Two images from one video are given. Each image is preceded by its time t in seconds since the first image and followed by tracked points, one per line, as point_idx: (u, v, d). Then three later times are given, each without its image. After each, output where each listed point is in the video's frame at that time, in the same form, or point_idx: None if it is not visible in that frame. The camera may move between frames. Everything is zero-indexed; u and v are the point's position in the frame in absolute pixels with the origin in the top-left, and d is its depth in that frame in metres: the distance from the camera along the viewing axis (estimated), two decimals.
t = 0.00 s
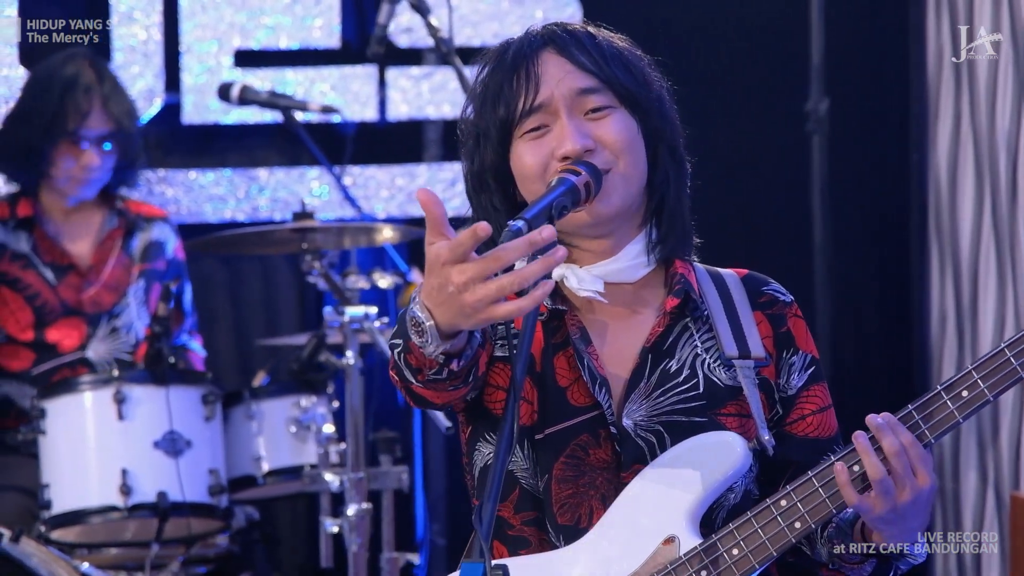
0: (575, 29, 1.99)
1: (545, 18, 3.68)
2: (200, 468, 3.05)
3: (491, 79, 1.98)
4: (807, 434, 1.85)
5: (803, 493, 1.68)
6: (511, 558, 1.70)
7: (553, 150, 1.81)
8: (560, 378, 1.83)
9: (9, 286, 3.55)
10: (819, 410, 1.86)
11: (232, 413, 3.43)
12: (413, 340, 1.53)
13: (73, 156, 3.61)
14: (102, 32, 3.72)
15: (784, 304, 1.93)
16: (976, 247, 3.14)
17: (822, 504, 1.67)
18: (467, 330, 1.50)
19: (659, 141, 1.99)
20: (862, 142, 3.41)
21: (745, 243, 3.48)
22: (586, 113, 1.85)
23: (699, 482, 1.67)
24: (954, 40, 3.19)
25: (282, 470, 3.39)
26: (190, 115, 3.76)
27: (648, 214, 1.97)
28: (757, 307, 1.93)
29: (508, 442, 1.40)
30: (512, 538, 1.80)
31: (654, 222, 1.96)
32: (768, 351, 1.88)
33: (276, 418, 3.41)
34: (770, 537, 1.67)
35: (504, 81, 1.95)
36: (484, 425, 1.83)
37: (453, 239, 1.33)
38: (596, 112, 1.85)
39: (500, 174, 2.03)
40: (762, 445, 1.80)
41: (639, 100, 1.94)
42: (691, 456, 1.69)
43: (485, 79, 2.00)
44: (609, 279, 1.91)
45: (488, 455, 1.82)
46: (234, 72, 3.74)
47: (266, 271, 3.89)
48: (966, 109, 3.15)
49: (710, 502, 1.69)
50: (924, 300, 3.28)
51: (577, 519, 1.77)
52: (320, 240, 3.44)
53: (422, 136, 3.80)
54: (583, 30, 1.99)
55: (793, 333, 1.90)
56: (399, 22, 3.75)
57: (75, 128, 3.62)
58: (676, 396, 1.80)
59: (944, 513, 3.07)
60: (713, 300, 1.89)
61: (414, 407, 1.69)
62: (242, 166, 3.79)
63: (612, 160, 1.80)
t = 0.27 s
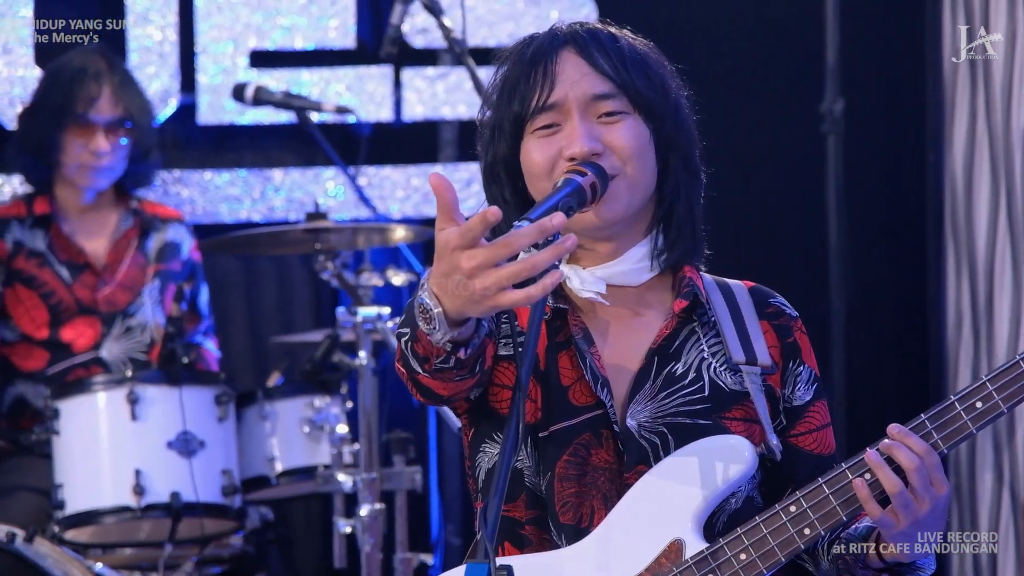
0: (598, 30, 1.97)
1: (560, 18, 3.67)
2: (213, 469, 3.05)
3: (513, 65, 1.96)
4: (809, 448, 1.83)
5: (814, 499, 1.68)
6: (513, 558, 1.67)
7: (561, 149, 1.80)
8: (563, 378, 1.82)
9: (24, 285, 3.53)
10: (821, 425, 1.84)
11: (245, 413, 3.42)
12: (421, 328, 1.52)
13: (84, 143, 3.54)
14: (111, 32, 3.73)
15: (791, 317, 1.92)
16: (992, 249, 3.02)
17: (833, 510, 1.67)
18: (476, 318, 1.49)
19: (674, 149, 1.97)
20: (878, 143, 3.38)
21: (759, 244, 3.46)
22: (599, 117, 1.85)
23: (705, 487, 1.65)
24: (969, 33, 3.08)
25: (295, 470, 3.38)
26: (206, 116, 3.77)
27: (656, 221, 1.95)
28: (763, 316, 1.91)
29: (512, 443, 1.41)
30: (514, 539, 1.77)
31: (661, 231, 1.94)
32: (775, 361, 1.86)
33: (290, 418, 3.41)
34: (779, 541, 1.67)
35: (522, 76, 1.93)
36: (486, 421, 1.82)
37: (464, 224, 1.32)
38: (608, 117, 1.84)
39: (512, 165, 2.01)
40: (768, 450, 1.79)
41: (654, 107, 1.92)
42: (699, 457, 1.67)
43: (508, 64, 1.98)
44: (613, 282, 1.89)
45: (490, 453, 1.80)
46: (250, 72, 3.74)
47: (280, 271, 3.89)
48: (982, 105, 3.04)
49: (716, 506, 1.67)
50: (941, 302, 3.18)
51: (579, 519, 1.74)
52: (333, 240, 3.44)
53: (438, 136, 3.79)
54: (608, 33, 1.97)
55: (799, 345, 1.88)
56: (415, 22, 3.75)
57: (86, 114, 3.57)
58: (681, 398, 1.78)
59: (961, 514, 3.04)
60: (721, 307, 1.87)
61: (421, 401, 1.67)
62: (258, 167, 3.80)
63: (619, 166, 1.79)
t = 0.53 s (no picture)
0: (596, 32, 1.97)
1: (575, 18, 3.65)
2: (226, 469, 3.05)
3: (514, 70, 1.96)
4: (819, 450, 1.83)
5: (827, 504, 1.67)
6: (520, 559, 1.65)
7: (565, 149, 1.79)
8: (571, 380, 1.80)
9: (40, 286, 3.56)
10: (830, 427, 1.84)
11: (258, 413, 3.42)
12: (421, 337, 1.51)
13: (73, 141, 3.55)
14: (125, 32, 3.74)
15: (799, 319, 1.90)
16: (1008, 249, 2.97)
17: (846, 516, 1.66)
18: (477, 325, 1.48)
19: (675, 148, 1.96)
20: (893, 143, 3.35)
21: (772, 245, 3.43)
22: (600, 116, 1.84)
23: (716, 490, 1.63)
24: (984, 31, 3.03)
25: (309, 470, 3.38)
26: (222, 116, 3.77)
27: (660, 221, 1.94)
28: (772, 319, 1.90)
29: (518, 445, 1.39)
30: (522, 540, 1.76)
31: (665, 231, 1.94)
32: (783, 364, 1.85)
33: (304, 419, 3.41)
34: (792, 547, 1.66)
35: (522, 79, 1.93)
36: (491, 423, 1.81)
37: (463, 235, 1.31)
38: (610, 115, 1.83)
39: (516, 172, 2.01)
40: (783, 454, 1.80)
41: (654, 105, 1.92)
42: (714, 460, 1.66)
43: (508, 72, 1.98)
44: (620, 284, 1.88)
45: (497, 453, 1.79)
46: (265, 73, 3.74)
47: (295, 271, 3.89)
48: (998, 103, 2.99)
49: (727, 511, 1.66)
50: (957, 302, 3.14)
51: (587, 520, 1.73)
52: (346, 240, 3.43)
53: (453, 136, 3.78)
54: (606, 34, 1.97)
55: (807, 348, 1.87)
56: (429, 22, 3.74)
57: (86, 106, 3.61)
58: (690, 401, 1.77)
59: (978, 516, 3.01)
60: (729, 310, 1.87)
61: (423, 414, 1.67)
62: (273, 166, 3.80)
63: (621, 162, 1.77)
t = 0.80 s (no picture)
0: (594, 34, 1.97)
1: (588, 18, 3.63)
2: (236, 469, 3.06)
3: (508, 79, 1.95)
4: (822, 450, 1.82)
5: (826, 503, 1.65)
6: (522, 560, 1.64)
7: (565, 149, 1.79)
8: (572, 382, 1.80)
9: (53, 290, 3.57)
10: (833, 427, 1.83)
11: (268, 413, 3.42)
12: (423, 337, 1.51)
13: (79, 156, 3.60)
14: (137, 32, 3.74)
15: (800, 318, 1.89)
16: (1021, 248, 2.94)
17: (846, 514, 1.64)
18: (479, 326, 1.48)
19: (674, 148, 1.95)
20: (905, 143, 3.34)
21: (782, 246, 3.42)
22: (599, 116, 1.83)
23: (716, 491, 1.62)
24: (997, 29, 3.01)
25: (318, 470, 3.38)
26: (234, 116, 3.77)
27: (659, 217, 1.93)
28: (772, 319, 1.88)
29: (518, 448, 1.40)
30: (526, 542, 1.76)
31: (665, 230, 1.92)
32: (785, 363, 1.83)
33: (313, 418, 3.41)
34: (792, 545, 1.64)
35: (521, 81, 1.92)
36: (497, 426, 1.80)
37: (466, 233, 1.30)
38: (609, 115, 1.83)
39: (516, 174, 2.00)
40: (782, 453, 1.79)
41: (653, 105, 1.91)
42: (712, 460, 1.65)
43: (498, 87, 1.98)
44: (621, 285, 1.87)
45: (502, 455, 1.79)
46: (277, 72, 3.74)
47: (306, 271, 3.89)
48: (1010, 102, 2.97)
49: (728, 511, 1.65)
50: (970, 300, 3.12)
51: (589, 522, 1.72)
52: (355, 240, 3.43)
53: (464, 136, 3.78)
54: (604, 37, 1.97)
55: (809, 347, 1.86)
56: (442, 22, 3.73)
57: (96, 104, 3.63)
58: (690, 402, 1.77)
59: (990, 515, 2.98)
60: (730, 310, 1.86)
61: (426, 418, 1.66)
62: (285, 166, 3.81)
63: (622, 162, 1.77)
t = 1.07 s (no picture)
0: (599, 34, 1.96)
1: (599, 18, 3.62)
2: (245, 468, 3.06)
3: (511, 85, 1.96)
4: (827, 453, 1.81)
5: (829, 504, 1.65)
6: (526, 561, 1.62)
7: (569, 146, 1.78)
8: (577, 384, 1.79)
9: (61, 293, 3.58)
10: (839, 430, 1.82)
11: (278, 413, 3.42)
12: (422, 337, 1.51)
13: (87, 157, 3.58)
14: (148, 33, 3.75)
15: (807, 321, 1.88)
16: None
17: (849, 517, 1.63)
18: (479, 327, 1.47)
19: (678, 151, 1.94)
20: (916, 143, 3.32)
21: (792, 247, 3.40)
22: (603, 112, 1.83)
23: (720, 493, 1.61)
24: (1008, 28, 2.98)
25: (327, 470, 3.38)
26: (245, 116, 3.78)
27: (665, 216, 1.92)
28: (778, 322, 1.87)
29: (520, 450, 1.40)
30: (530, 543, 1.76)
31: (671, 231, 1.91)
32: (790, 366, 1.83)
33: (322, 418, 3.41)
34: (794, 547, 1.63)
35: (522, 86, 1.93)
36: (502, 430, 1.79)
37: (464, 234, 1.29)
38: (612, 112, 1.82)
39: (520, 175, 2.00)
40: (785, 456, 1.78)
41: (657, 104, 1.90)
42: (715, 462, 1.64)
43: (502, 96, 1.99)
44: (626, 286, 1.86)
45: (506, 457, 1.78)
46: (288, 72, 3.74)
47: (316, 271, 3.89)
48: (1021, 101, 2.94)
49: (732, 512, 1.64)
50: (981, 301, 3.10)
51: (592, 524, 1.72)
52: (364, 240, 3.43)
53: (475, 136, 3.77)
54: (608, 36, 1.96)
55: (815, 350, 1.85)
56: (453, 22, 3.71)
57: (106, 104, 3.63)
58: (694, 405, 1.76)
59: (1001, 515, 2.96)
60: (735, 312, 1.85)
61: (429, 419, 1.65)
62: (296, 166, 3.81)
63: (626, 159, 1.76)
